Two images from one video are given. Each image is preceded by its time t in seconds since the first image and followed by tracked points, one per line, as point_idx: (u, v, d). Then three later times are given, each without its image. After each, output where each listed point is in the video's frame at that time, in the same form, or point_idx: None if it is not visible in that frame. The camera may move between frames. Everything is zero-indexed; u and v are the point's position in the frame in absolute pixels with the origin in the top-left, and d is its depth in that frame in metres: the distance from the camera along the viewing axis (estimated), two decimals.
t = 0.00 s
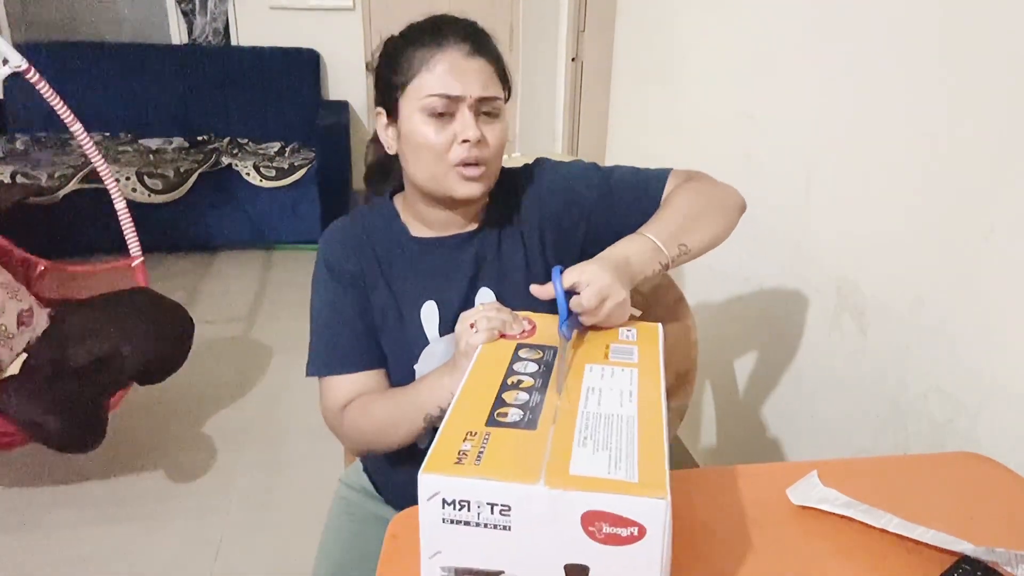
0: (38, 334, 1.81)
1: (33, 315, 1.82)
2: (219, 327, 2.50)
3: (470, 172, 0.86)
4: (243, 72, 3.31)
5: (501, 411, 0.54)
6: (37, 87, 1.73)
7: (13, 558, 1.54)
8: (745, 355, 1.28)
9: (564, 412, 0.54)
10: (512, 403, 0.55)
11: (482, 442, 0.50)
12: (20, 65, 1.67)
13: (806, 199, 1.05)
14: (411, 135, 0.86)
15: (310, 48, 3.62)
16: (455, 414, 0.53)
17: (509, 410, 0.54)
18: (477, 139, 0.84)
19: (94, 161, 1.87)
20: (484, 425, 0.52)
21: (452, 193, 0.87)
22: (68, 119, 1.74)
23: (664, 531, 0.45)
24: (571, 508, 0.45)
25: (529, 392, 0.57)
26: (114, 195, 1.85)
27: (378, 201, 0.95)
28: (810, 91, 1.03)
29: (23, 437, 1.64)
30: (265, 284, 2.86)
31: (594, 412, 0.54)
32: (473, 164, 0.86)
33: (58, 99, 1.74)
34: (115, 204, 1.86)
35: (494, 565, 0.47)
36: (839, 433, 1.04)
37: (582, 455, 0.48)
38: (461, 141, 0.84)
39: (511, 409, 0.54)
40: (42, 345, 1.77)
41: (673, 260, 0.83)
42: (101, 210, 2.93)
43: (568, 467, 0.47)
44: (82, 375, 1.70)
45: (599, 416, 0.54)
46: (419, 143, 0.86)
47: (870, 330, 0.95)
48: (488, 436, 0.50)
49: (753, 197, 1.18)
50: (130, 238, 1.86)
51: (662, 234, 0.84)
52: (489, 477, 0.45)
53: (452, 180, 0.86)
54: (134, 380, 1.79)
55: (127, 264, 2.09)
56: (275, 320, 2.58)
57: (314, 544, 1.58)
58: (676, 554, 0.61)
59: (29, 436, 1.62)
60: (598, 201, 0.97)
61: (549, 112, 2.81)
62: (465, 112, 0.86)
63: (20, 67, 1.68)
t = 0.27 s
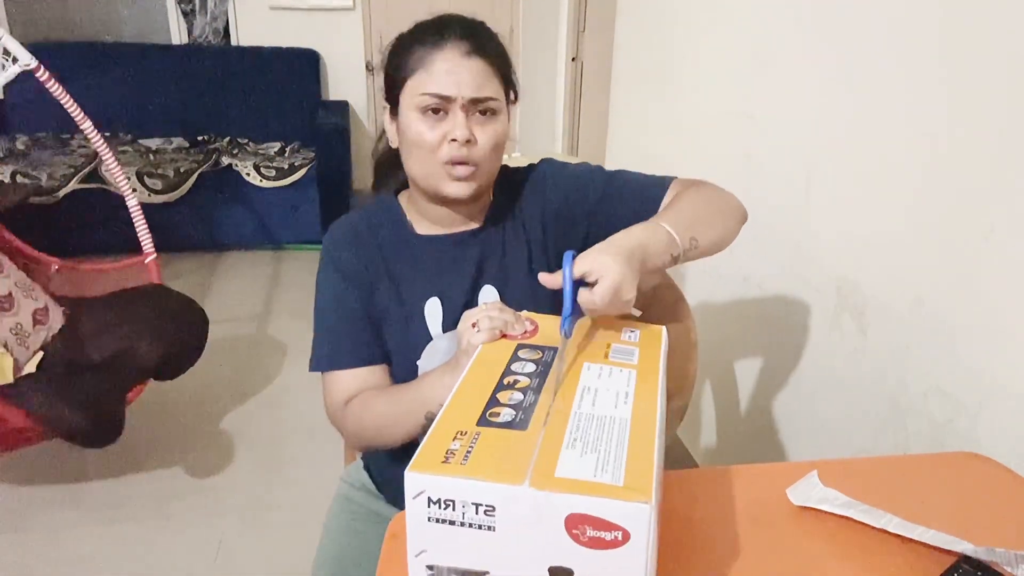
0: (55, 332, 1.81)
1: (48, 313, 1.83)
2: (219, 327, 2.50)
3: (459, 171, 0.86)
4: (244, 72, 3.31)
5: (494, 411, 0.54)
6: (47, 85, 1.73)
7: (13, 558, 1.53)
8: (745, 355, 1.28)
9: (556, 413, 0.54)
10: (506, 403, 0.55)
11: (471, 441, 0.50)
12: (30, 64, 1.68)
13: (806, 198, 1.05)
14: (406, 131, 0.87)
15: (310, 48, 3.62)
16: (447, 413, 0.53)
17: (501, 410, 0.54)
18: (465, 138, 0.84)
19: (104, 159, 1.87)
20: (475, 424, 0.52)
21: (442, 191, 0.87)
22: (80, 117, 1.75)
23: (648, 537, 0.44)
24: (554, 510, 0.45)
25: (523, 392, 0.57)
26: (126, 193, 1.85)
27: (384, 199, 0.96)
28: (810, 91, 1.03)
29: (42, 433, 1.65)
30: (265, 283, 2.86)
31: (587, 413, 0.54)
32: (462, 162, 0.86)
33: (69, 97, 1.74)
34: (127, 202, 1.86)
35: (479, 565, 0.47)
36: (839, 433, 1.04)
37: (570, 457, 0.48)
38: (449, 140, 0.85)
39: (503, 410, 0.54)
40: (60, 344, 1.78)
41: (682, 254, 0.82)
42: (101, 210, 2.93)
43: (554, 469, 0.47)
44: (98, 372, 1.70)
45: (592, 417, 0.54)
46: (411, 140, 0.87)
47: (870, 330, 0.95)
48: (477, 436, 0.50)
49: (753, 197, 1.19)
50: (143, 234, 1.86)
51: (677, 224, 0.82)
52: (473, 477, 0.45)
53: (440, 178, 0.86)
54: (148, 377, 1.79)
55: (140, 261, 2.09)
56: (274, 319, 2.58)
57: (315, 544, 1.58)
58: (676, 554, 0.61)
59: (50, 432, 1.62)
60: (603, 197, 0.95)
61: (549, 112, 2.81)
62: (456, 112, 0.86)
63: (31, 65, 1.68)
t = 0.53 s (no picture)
0: (69, 331, 1.83)
1: (64, 313, 1.84)
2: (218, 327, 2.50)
3: (466, 171, 0.86)
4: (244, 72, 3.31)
5: (507, 419, 0.54)
6: (59, 84, 1.73)
7: (13, 558, 1.54)
8: (745, 356, 1.28)
9: (569, 413, 0.54)
10: (514, 408, 0.55)
11: (498, 455, 0.49)
12: (43, 63, 1.68)
13: (806, 198, 1.05)
14: (413, 132, 0.88)
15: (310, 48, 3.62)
16: (459, 427, 0.53)
17: (514, 416, 0.54)
18: (471, 138, 0.84)
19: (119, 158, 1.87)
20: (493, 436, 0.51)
21: (449, 192, 0.87)
22: (94, 117, 1.75)
23: (692, 524, 0.46)
24: (602, 513, 0.45)
25: (527, 395, 0.57)
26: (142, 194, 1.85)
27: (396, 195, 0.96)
28: (809, 91, 1.03)
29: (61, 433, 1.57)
30: (265, 284, 2.86)
31: (598, 409, 0.55)
32: (468, 163, 0.86)
33: (82, 96, 1.74)
34: (143, 202, 1.86)
35: None
36: (838, 433, 1.04)
37: (601, 457, 0.49)
38: (454, 141, 0.85)
39: (516, 416, 0.54)
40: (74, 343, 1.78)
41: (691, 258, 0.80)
42: (101, 210, 2.93)
43: (592, 472, 0.47)
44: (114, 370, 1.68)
45: (603, 412, 0.54)
46: (419, 141, 0.87)
47: (870, 330, 0.95)
48: (501, 449, 0.50)
49: (752, 197, 1.19)
50: (157, 233, 1.86)
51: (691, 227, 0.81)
52: (516, 492, 0.45)
53: (446, 178, 0.86)
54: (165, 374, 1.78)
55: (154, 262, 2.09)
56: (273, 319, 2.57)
57: (316, 544, 1.58)
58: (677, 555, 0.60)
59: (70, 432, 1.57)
60: (615, 205, 0.94)
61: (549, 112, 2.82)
62: (462, 112, 0.86)
63: (44, 64, 1.68)
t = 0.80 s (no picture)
0: (82, 330, 1.83)
1: (76, 311, 1.84)
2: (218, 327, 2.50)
3: (478, 168, 0.86)
4: (244, 72, 3.31)
5: (541, 424, 0.51)
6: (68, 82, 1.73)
7: (13, 558, 1.54)
8: (745, 356, 1.28)
9: (592, 407, 0.54)
10: (536, 410, 0.53)
11: (560, 460, 0.47)
12: (53, 62, 1.67)
13: (806, 198, 1.05)
14: (425, 130, 0.87)
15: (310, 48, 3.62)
16: (496, 438, 0.49)
17: (545, 420, 0.52)
18: (484, 135, 0.84)
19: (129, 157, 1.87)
20: (540, 443, 0.49)
21: (462, 188, 0.87)
22: (103, 114, 1.74)
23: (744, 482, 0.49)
24: (681, 492, 0.46)
25: (542, 397, 0.55)
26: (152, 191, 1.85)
27: (404, 192, 0.96)
28: (810, 90, 1.03)
29: (74, 432, 1.58)
30: (264, 283, 2.86)
31: (616, 398, 0.55)
32: (482, 159, 0.85)
33: (91, 94, 1.73)
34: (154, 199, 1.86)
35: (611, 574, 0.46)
36: (838, 433, 1.04)
37: (651, 441, 0.49)
38: (467, 138, 0.84)
39: (547, 419, 0.52)
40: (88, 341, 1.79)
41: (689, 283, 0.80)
42: (101, 210, 2.93)
43: (656, 457, 0.47)
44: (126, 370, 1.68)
45: (622, 401, 0.55)
46: (431, 138, 0.87)
47: (870, 330, 0.95)
48: (559, 453, 0.47)
49: (753, 197, 1.19)
50: (168, 230, 1.85)
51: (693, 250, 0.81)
52: (607, 492, 0.44)
53: (461, 176, 0.86)
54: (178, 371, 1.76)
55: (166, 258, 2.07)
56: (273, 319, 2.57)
57: (316, 544, 1.58)
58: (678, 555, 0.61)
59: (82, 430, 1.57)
60: (628, 218, 0.93)
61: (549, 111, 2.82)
62: (474, 109, 0.85)
63: (52, 63, 1.67)
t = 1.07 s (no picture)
0: (88, 331, 1.76)
1: (82, 312, 1.78)
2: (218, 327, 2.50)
3: (470, 166, 0.86)
4: (244, 72, 3.31)
5: (546, 423, 0.51)
6: (71, 82, 1.73)
7: (14, 557, 1.54)
8: (745, 357, 1.28)
9: (596, 407, 0.54)
10: (540, 409, 0.53)
11: (565, 459, 0.47)
12: (57, 61, 1.67)
13: (806, 198, 1.06)
14: (420, 127, 0.88)
15: (309, 48, 3.62)
16: (502, 436, 0.49)
17: (549, 419, 0.52)
18: (473, 132, 0.84)
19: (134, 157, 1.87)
20: (545, 441, 0.49)
21: (455, 187, 0.87)
22: (106, 114, 1.74)
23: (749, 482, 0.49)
24: (686, 492, 0.46)
25: (546, 397, 0.55)
26: (156, 190, 1.85)
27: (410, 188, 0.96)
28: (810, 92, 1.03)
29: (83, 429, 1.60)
30: (264, 283, 2.86)
31: (619, 399, 0.55)
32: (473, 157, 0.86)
33: (94, 94, 1.73)
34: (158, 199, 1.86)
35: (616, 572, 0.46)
36: (838, 433, 1.04)
37: (656, 441, 0.50)
38: (458, 134, 0.85)
39: (551, 419, 0.52)
40: (94, 342, 1.71)
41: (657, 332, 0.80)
42: (101, 210, 2.93)
43: (661, 456, 0.48)
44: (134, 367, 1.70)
45: (625, 401, 0.55)
46: (425, 136, 0.87)
47: (870, 331, 0.95)
48: (564, 452, 0.48)
49: (753, 198, 1.19)
50: (172, 230, 1.86)
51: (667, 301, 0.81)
52: (613, 490, 0.44)
53: (452, 173, 0.86)
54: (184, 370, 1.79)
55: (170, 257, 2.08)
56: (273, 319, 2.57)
57: (317, 543, 1.59)
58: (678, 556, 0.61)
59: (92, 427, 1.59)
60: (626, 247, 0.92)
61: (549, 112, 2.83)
62: (465, 106, 0.86)
63: (56, 63, 1.67)
